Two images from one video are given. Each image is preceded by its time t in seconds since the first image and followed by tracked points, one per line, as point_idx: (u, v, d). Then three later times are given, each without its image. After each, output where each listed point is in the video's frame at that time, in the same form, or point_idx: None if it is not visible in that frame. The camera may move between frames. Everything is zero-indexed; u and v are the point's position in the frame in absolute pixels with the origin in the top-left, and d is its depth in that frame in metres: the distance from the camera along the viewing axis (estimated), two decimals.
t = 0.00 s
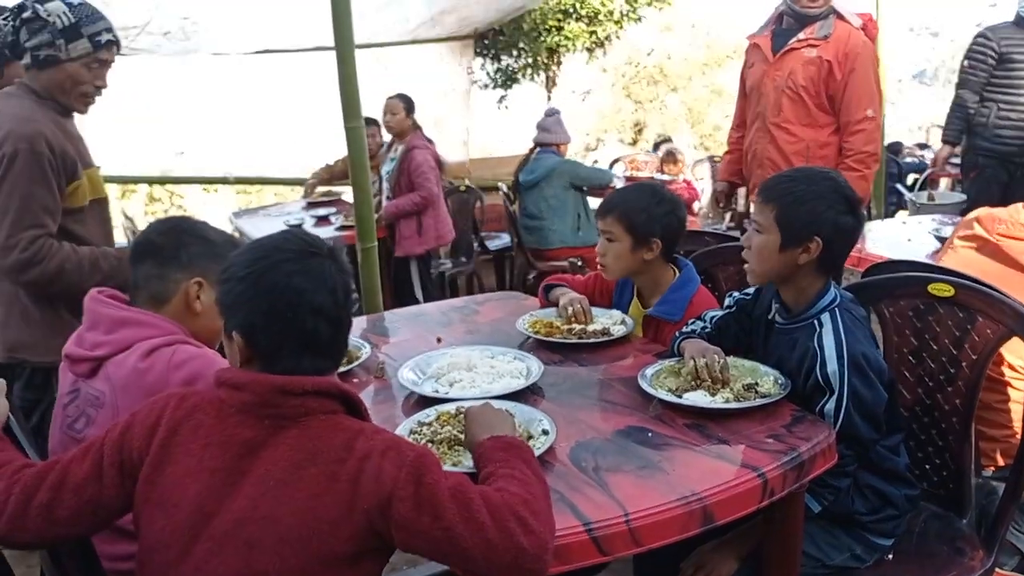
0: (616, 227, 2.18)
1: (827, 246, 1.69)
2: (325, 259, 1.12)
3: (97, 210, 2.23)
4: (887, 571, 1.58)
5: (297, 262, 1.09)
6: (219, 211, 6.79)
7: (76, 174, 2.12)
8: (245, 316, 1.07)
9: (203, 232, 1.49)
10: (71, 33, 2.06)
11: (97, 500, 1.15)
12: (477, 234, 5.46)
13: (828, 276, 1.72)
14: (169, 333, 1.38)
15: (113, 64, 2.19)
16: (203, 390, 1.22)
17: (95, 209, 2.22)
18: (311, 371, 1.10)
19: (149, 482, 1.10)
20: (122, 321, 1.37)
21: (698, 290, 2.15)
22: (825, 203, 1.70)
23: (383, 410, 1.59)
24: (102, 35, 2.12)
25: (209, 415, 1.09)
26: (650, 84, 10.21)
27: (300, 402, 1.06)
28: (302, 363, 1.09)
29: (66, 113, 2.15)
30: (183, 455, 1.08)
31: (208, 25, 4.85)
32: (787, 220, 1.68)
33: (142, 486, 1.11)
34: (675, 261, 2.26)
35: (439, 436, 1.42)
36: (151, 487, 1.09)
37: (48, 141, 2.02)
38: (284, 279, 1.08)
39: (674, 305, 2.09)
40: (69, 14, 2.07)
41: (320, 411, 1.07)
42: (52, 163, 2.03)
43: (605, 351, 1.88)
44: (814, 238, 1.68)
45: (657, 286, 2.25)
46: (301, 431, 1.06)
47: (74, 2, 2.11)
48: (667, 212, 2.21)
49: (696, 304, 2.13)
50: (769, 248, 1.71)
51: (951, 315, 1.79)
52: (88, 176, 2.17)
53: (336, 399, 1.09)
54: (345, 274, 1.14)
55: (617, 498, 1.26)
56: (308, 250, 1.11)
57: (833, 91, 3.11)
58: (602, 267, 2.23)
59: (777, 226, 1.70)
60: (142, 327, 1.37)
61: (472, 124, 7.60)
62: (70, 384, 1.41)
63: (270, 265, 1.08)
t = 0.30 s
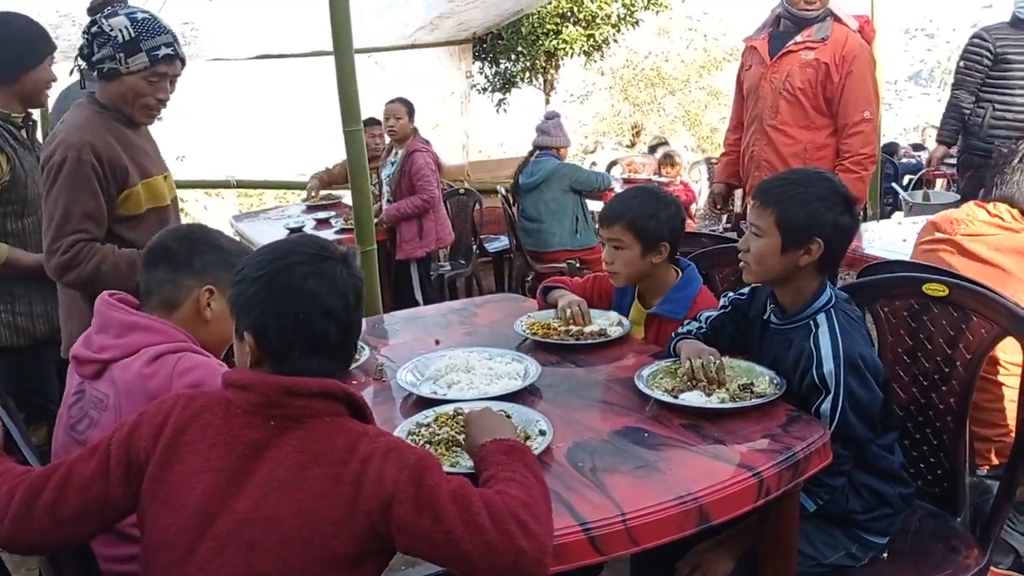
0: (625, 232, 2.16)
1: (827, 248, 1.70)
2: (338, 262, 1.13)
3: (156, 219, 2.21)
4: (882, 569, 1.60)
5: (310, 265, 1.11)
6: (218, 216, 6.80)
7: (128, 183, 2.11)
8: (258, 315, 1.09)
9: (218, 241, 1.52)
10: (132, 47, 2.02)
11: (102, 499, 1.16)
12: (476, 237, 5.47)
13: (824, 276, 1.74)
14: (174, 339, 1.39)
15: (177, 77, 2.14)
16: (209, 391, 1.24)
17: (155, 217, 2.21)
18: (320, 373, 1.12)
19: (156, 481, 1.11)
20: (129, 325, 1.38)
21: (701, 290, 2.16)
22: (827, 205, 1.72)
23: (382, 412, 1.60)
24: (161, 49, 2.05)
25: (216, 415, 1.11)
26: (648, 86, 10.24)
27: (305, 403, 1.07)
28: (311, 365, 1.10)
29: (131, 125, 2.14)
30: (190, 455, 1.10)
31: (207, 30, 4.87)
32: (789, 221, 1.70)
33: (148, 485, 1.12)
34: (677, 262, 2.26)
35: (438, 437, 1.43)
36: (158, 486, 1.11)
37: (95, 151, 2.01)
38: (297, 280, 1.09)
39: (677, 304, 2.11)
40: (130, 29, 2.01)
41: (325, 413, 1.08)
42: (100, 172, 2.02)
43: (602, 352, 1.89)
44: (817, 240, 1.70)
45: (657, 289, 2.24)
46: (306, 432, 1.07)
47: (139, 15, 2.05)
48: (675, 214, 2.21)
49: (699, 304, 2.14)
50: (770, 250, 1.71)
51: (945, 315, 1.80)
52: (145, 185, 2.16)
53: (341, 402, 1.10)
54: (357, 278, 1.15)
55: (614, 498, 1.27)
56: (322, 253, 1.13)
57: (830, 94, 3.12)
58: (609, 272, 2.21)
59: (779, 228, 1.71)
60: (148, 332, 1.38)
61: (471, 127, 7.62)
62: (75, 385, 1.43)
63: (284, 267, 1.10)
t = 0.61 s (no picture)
0: (636, 233, 2.15)
1: (831, 250, 1.71)
2: (344, 263, 1.14)
3: (213, 211, 2.30)
4: (884, 572, 1.60)
5: (318, 265, 1.12)
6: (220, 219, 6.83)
7: (184, 176, 2.20)
8: (265, 314, 1.09)
9: (227, 249, 1.53)
10: (199, 47, 2.06)
11: (108, 501, 1.16)
12: (477, 239, 5.47)
13: (827, 278, 1.74)
14: (176, 343, 1.39)
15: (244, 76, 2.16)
16: (214, 395, 1.24)
17: (213, 210, 2.30)
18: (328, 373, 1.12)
19: (163, 482, 1.12)
20: (132, 329, 1.39)
21: (706, 293, 2.15)
22: (830, 207, 1.73)
23: (386, 414, 1.61)
24: (226, 49, 2.07)
25: (224, 417, 1.11)
26: (649, 90, 10.27)
27: (312, 403, 1.08)
28: (318, 364, 1.11)
29: (201, 120, 2.23)
30: (198, 455, 1.10)
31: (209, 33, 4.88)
32: (792, 223, 1.70)
33: (156, 486, 1.13)
34: (681, 264, 2.25)
35: (441, 440, 1.44)
36: (166, 486, 1.11)
37: (151, 145, 2.10)
38: (305, 280, 1.10)
39: (682, 306, 2.11)
40: (199, 28, 2.05)
41: (333, 413, 1.09)
42: (155, 165, 2.12)
43: (604, 355, 1.90)
44: (821, 242, 1.70)
45: (663, 292, 2.25)
46: (313, 432, 1.07)
47: (212, 14, 2.08)
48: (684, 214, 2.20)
49: (704, 306, 2.13)
50: (773, 253, 1.72)
51: (946, 317, 1.81)
52: (203, 178, 2.25)
53: (347, 403, 1.11)
54: (363, 277, 1.16)
55: (617, 500, 1.28)
56: (328, 254, 1.14)
57: (833, 97, 3.13)
58: (620, 274, 2.20)
59: (782, 232, 1.71)
60: (153, 335, 1.39)
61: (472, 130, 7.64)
62: (78, 389, 1.43)
63: (292, 268, 1.11)
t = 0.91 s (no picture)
0: (632, 225, 2.16)
1: (821, 241, 1.73)
2: (333, 250, 1.16)
3: (231, 208, 2.30)
4: (875, 561, 1.61)
5: (307, 253, 1.13)
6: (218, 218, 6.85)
7: (200, 174, 2.19)
8: (259, 302, 1.10)
9: (222, 241, 1.53)
10: (207, 45, 2.03)
11: (103, 492, 1.17)
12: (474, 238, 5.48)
13: (817, 269, 1.76)
14: (172, 334, 1.40)
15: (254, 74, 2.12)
16: (208, 386, 1.25)
17: (231, 206, 2.31)
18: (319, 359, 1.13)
19: (156, 471, 1.13)
20: (129, 321, 1.40)
21: (702, 285, 2.17)
22: (819, 198, 1.74)
23: (380, 405, 1.62)
24: (233, 49, 2.03)
25: (216, 406, 1.12)
26: (646, 90, 10.31)
27: (305, 391, 1.09)
28: (309, 352, 1.12)
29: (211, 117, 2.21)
30: (191, 444, 1.12)
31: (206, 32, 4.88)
32: (782, 216, 1.72)
33: (150, 475, 1.13)
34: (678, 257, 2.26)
35: (435, 430, 1.45)
36: (160, 475, 1.12)
37: (166, 145, 2.09)
38: (296, 268, 1.11)
39: (678, 298, 2.13)
40: (207, 27, 2.01)
41: (325, 401, 1.10)
42: (169, 165, 2.11)
43: (598, 348, 1.91)
44: (810, 233, 1.72)
45: (659, 283, 2.25)
46: (306, 420, 1.09)
47: (221, 14, 2.04)
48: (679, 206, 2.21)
49: (700, 298, 2.15)
50: (764, 245, 1.74)
51: (936, 309, 1.82)
52: (220, 176, 2.26)
53: (339, 390, 1.12)
54: (351, 264, 1.18)
55: (609, 487, 1.29)
56: (317, 242, 1.15)
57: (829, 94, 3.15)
58: (618, 267, 2.21)
59: (772, 224, 1.73)
60: (150, 327, 1.40)
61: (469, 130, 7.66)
62: (74, 382, 1.44)
63: (283, 256, 1.12)
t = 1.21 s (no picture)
0: (622, 231, 2.18)
1: (802, 247, 1.74)
2: (319, 262, 1.17)
3: (233, 224, 2.32)
4: (862, 563, 1.63)
5: (292, 264, 1.14)
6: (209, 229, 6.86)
7: (198, 196, 2.20)
8: (246, 313, 1.12)
9: (206, 250, 1.52)
10: (193, 69, 2.04)
11: (93, 505, 1.18)
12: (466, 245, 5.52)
13: (801, 274, 1.77)
14: (165, 347, 1.41)
15: (243, 94, 2.12)
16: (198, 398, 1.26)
17: (233, 223, 2.32)
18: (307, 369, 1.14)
19: (145, 483, 1.14)
20: (123, 335, 1.41)
21: (692, 291, 2.17)
22: (799, 206, 1.77)
23: (371, 414, 1.63)
24: (218, 73, 2.03)
25: (205, 417, 1.14)
26: (637, 96, 10.38)
27: (293, 401, 1.10)
28: (298, 362, 1.13)
29: (205, 136, 2.20)
30: (181, 454, 1.13)
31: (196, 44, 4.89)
32: (763, 223, 1.74)
33: (139, 488, 1.14)
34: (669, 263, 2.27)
35: (425, 437, 1.46)
36: (149, 487, 1.13)
37: (160, 170, 2.10)
38: (282, 280, 1.13)
39: (668, 304, 2.13)
40: (191, 50, 2.02)
41: (313, 410, 1.11)
42: (165, 190, 2.12)
43: (587, 354, 1.92)
44: (791, 240, 1.74)
45: (651, 288, 2.25)
46: (294, 429, 1.10)
47: (205, 35, 2.04)
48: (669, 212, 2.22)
49: (690, 304, 2.15)
50: (744, 254, 1.76)
51: (921, 313, 1.85)
52: (220, 195, 2.26)
53: (327, 400, 1.13)
54: (338, 274, 1.19)
55: (597, 492, 1.30)
56: (304, 253, 1.17)
57: (815, 99, 3.18)
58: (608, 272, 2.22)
59: (751, 233, 1.75)
60: (144, 339, 1.41)
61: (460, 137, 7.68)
62: (69, 395, 1.45)
63: (268, 267, 1.14)
